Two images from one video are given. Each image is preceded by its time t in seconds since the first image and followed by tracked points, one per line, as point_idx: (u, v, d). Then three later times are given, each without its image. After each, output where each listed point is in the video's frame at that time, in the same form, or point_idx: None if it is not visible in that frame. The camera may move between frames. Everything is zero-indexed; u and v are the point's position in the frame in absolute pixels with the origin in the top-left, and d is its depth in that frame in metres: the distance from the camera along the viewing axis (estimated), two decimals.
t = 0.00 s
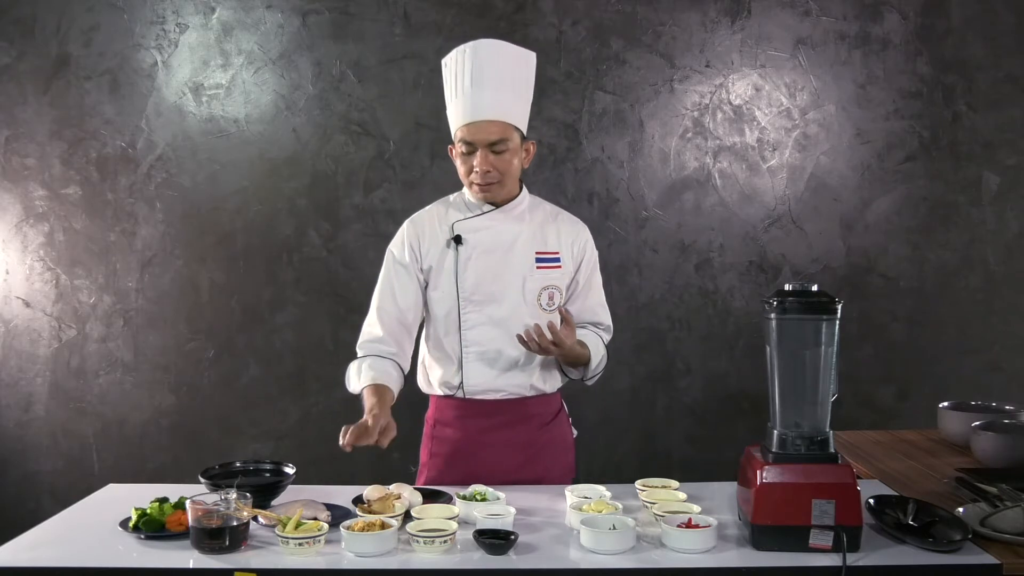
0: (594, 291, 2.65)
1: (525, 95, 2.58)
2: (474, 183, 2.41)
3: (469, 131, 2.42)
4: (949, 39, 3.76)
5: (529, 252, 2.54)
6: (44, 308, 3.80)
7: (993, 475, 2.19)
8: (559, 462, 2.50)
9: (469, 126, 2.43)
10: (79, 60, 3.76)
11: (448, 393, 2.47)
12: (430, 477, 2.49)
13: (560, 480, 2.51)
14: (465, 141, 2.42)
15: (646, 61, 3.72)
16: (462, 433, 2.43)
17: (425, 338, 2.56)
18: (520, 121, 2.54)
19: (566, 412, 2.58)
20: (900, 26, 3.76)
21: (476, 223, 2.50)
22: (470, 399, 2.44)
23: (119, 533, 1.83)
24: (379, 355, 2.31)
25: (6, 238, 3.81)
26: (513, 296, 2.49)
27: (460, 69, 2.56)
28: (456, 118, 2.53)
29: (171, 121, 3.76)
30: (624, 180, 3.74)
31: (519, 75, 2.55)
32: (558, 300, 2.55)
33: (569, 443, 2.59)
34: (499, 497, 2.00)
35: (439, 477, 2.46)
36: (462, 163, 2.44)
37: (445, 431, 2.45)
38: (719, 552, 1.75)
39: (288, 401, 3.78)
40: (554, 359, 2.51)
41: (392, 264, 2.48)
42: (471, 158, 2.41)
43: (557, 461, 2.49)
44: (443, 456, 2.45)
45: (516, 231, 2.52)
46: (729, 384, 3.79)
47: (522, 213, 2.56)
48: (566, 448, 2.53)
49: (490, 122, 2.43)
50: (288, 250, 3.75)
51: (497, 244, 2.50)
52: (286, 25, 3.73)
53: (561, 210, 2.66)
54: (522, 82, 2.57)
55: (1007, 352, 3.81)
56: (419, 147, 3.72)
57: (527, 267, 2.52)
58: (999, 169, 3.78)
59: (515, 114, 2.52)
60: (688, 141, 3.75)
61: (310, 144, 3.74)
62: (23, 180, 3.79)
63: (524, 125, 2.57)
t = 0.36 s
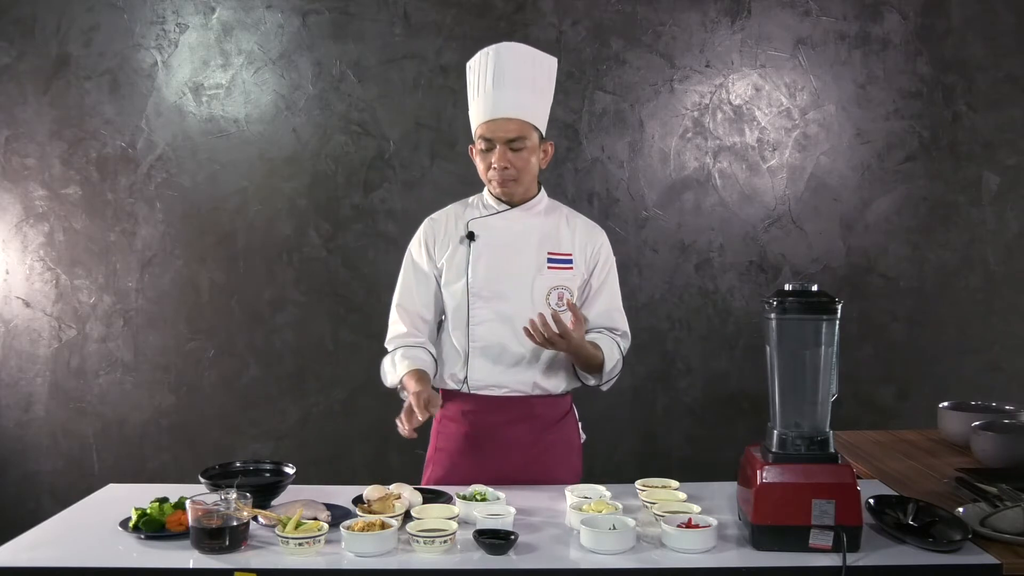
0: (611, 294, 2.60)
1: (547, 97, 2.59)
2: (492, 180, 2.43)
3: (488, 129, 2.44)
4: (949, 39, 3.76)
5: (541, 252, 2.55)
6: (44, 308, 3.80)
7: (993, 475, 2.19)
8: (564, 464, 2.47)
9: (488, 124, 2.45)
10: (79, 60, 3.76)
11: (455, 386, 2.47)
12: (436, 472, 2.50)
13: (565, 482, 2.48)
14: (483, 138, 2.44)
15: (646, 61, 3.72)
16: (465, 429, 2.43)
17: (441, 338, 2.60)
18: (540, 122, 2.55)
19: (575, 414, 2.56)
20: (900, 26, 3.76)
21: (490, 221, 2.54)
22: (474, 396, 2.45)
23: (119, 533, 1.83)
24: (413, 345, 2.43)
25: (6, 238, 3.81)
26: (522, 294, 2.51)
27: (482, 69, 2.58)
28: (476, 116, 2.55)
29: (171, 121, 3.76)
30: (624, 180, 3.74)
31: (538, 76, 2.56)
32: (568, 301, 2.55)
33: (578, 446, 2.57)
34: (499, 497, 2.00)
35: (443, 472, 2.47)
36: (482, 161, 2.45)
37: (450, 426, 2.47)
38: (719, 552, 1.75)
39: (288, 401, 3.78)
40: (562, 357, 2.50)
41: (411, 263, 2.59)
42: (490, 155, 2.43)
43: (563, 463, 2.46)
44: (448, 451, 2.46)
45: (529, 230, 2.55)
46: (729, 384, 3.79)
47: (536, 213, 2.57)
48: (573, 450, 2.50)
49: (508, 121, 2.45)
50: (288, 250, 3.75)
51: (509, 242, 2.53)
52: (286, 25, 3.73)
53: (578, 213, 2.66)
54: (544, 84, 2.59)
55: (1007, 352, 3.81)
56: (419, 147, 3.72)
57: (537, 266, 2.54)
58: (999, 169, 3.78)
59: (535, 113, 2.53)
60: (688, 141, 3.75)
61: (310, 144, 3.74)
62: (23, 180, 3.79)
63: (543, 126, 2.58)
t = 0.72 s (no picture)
0: (617, 296, 2.59)
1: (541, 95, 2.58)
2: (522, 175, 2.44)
3: (512, 125, 2.45)
4: (949, 39, 3.76)
5: (547, 252, 2.54)
6: (44, 308, 3.80)
7: (993, 476, 2.19)
8: (569, 465, 2.46)
9: (510, 122, 2.46)
10: (79, 60, 3.76)
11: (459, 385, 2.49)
12: (439, 472, 2.50)
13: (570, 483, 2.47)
14: (509, 134, 2.45)
15: (646, 61, 3.72)
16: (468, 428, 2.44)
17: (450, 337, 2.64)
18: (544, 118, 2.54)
19: (580, 415, 2.55)
20: (900, 26, 3.76)
21: (495, 220, 2.54)
22: (479, 395, 2.46)
23: (119, 533, 1.83)
24: (427, 345, 2.50)
25: (6, 238, 3.81)
26: (527, 294, 2.51)
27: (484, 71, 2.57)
28: (483, 117, 2.54)
29: (171, 121, 3.76)
30: (623, 180, 3.74)
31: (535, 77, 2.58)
32: (573, 302, 2.53)
33: (583, 448, 2.56)
34: (499, 497, 2.00)
35: (446, 472, 2.47)
36: (501, 164, 2.47)
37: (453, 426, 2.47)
38: (719, 552, 1.75)
39: (288, 401, 3.78)
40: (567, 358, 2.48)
41: (421, 264, 2.63)
42: (516, 151, 2.44)
43: (568, 464, 2.46)
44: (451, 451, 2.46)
45: (534, 230, 2.54)
46: (729, 384, 3.79)
47: (543, 213, 2.56)
48: (577, 451, 2.50)
49: (528, 119, 2.47)
50: (288, 250, 3.75)
51: (515, 242, 2.52)
52: (286, 25, 3.73)
53: (586, 213, 2.64)
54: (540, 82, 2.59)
55: (1007, 352, 3.80)
56: (419, 147, 3.72)
57: (543, 266, 2.53)
58: (999, 169, 3.78)
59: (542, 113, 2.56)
60: (688, 141, 3.75)
61: (310, 144, 3.74)
62: (23, 180, 3.79)
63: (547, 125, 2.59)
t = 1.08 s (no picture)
0: (612, 296, 2.59)
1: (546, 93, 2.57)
2: (513, 173, 2.44)
3: (508, 123, 2.46)
4: (949, 39, 3.76)
5: (543, 252, 2.54)
6: (44, 308, 3.80)
7: (993, 476, 2.19)
8: (566, 465, 2.46)
9: (507, 120, 2.47)
10: (79, 60, 3.76)
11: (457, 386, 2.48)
12: (437, 473, 2.50)
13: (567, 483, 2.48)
14: (504, 131, 2.46)
15: (646, 61, 3.72)
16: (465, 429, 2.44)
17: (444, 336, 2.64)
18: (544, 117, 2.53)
19: (577, 415, 2.56)
20: (899, 26, 3.76)
21: (491, 220, 2.54)
22: (475, 395, 2.46)
23: (119, 533, 1.83)
24: (422, 344, 2.49)
25: (6, 238, 3.81)
26: (523, 295, 2.51)
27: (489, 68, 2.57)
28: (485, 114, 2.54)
29: (171, 121, 3.76)
30: (623, 180, 3.74)
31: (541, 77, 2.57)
32: (569, 302, 2.54)
33: (579, 447, 2.56)
34: (499, 497, 2.00)
35: (444, 473, 2.46)
36: (496, 165, 2.48)
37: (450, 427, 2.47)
38: (719, 552, 1.75)
39: (288, 401, 3.78)
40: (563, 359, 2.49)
41: (416, 262, 2.62)
42: (510, 149, 2.45)
43: (565, 464, 2.46)
44: (448, 452, 2.46)
45: (530, 231, 2.54)
46: (729, 383, 3.79)
47: (538, 213, 2.56)
48: (574, 451, 2.50)
49: (527, 118, 2.48)
50: (288, 250, 3.75)
51: (511, 242, 2.53)
52: (286, 25, 3.73)
53: (582, 213, 2.63)
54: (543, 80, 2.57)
55: (1007, 351, 3.80)
56: (419, 146, 3.72)
57: (538, 266, 2.53)
58: (999, 169, 3.78)
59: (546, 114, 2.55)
60: (688, 141, 3.75)
61: (310, 144, 3.74)
62: (23, 180, 3.79)
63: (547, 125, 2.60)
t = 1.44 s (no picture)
0: (601, 295, 2.60)
1: (535, 90, 2.57)
2: (496, 170, 2.44)
3: (493, 117, 2.47)
4: (949, 39, 3.76)
5: (531, 251, 2.55)
6: (44, 308, 3.80)
7: (993, 476, 2.19)
8: (558, 465, 2.47)
9: (492, 115, 2.48)
10: (79, 60, 3.76)
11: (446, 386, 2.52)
12: (430, 474, 2.49)
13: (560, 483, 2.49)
14: (489, 126, 2.46)
15: (646, 61, 3.72)
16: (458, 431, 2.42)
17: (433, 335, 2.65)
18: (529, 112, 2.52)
19: (568, 414, 2.56)
20: (899, 26, 3.76)
21: (480, 221, 2.54)
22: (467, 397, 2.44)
23: (119, 533, 1.83)
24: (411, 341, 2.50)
25: (6, 238, 3.81)
26: (513, 294, 2.51)
27: (481, 67, 2.57)
28: (474, 113, 2.55)
29: (171, 121, 3.76)
30: (624, 180, 3.73)
31: (533, 77, 2.57)
32: (559, 301, 2.55)
33: (571, 447, 2.57)
34: (499, 497, 2.00)
35: (437, 474, 2.45)
36: (480, 163, 2.49)
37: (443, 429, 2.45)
38: (719, 552, 1.75)
39: (288, 401, 3.78)
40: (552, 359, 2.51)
41: (403, 261, 2.62)
42: (494, 144, 2.45)
43: (557, 463, 2.47)
44: (441, 454, 2.44)
45: (519, 230, 2.55)
46: (730, 383, 3.79)
47: (526, 213, 2.57)
48: (566, 451, 2.51)
49: (512, 113, 2.48)
50: (288, 250, 3.75)
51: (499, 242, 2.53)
52: (286, 25, 3.73)
53: (569, 212, 2.65)
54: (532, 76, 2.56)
55: (1007, 352, 3.80)
56: (418, 146, 3.72)
57: (527, 265, 2.53)
58: (999, 168, 3.78)
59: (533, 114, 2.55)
60: (688, 141, 3.75)
61: (310, 144, 3.74)
62: (23, 180, 3.79)
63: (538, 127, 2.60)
